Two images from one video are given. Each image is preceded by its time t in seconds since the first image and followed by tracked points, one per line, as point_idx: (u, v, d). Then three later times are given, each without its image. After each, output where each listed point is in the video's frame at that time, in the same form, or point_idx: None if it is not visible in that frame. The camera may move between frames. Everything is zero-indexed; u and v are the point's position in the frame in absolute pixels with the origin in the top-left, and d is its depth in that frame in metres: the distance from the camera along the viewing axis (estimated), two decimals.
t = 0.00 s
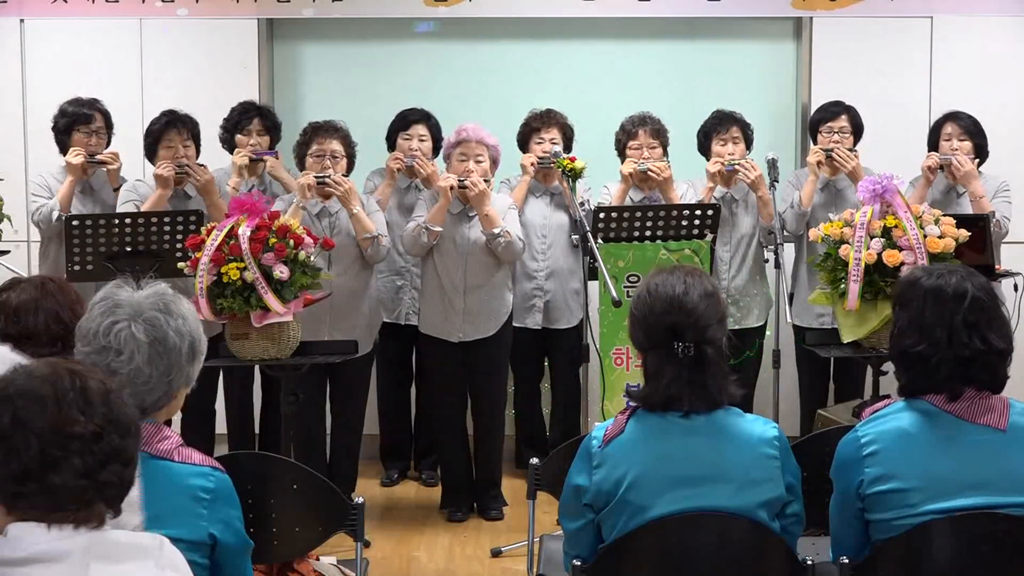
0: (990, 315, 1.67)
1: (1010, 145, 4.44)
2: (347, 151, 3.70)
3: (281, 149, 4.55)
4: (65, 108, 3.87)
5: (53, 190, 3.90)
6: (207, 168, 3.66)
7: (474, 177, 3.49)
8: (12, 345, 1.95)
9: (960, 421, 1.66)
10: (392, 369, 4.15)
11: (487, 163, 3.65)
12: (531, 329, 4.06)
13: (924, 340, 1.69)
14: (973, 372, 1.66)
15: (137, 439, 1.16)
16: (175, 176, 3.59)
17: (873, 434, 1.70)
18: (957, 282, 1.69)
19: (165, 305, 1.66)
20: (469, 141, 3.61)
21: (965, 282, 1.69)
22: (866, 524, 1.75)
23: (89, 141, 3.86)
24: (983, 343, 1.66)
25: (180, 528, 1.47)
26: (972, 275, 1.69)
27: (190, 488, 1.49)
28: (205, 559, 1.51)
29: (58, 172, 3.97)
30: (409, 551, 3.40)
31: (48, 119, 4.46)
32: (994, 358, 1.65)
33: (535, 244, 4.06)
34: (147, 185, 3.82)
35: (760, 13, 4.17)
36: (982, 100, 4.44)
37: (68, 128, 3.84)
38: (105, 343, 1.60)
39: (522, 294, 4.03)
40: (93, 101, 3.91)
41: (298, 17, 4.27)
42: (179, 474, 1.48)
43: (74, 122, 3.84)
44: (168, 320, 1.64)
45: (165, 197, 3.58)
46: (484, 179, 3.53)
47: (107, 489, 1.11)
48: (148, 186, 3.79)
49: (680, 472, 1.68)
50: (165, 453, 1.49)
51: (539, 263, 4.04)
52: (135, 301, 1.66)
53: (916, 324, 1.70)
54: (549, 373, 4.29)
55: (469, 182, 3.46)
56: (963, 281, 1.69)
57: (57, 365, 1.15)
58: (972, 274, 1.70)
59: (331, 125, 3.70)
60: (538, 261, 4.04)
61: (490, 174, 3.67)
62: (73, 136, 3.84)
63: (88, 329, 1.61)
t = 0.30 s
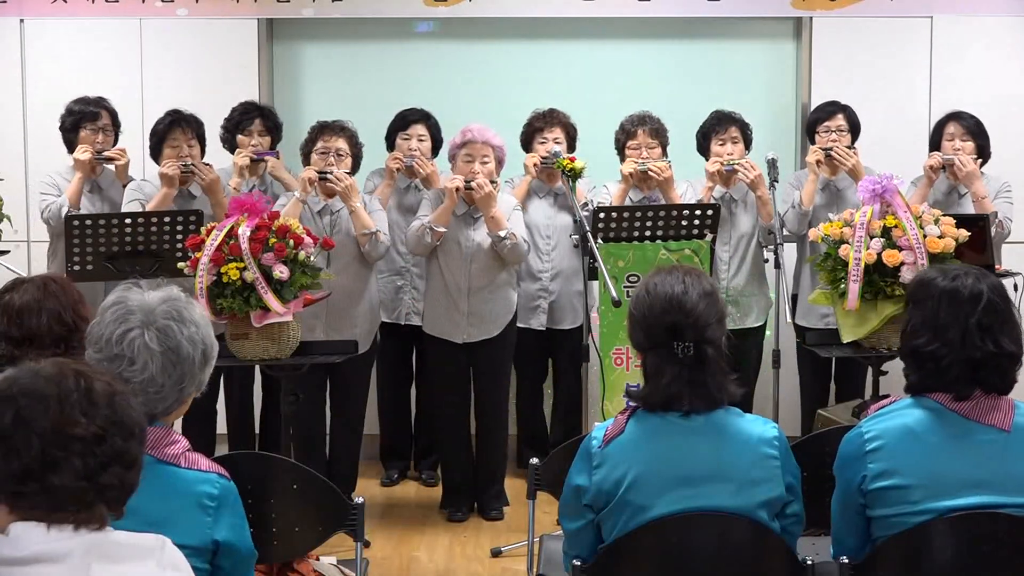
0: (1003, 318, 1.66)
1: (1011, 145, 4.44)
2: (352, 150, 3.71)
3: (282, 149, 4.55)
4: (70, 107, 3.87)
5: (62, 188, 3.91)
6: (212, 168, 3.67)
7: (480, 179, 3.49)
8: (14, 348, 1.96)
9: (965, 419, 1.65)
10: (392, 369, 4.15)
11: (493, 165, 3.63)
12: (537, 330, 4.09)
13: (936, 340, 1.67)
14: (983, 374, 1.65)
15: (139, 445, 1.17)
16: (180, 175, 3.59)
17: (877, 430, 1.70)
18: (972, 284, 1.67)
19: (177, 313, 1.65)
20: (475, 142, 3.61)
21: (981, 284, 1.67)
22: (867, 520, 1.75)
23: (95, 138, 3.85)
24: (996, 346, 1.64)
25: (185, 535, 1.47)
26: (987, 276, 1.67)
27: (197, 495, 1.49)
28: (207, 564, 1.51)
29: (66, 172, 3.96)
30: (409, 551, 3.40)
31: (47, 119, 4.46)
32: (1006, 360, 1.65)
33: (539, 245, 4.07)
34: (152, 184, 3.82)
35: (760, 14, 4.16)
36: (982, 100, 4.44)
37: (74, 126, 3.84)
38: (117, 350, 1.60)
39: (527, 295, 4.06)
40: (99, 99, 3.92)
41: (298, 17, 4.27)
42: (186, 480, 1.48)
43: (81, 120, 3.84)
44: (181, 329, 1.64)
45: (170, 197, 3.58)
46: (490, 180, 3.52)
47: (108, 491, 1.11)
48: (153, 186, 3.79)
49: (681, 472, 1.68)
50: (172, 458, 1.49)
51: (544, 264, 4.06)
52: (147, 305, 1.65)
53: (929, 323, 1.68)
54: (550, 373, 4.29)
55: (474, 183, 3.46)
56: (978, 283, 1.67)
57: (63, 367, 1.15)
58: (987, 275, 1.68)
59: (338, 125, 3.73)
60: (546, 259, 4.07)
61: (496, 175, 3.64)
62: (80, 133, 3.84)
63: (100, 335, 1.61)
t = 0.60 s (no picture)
0: (1015, 317, 1.66)
1: (1012, 145, 4.43)
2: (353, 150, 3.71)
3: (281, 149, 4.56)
4: (73, 106, 3.87)
5: (64, 187, 3.91)
6: (215, 168, 3.67)
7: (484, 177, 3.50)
8: (14, 352, 1.97)
9: (970, 419, 1.66)
10: (392, 369, 4.15)
11: (497, 163, 3.64)
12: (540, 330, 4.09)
13: (949, 338, 1.67)
14: (994, 373, 1.65)
15: (148, 454, 1.16)
16: (183, 175, 3.59)
17: (882, 427, 1.70)
18: (986, 283, 1.66)
19: (181, 313, 1.65)
20: (479, 141, 3.61)
21: (995, 282, 1.66)
22: (870, 517, 1.76)
23: (97, 137, 3.85)
24: (1008, 344, 1.64)
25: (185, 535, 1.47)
26: (1000, 274, 1.66)
27: (196, 496, 1.49)
28: (207, 565, 1.51)
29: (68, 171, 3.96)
30: (410, 551, 3.40)
31: (47, 119, 4.46)
32: (1018, 360, 1.64)
33: (542, 245, 4.07)
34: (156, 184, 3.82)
35: (760, 13, 4.16)
36: (983, 100, 4.44)
37: (76, 125, 3.84)
38: (121, 350, 1.60)
39: (530, 295, 4.05)
40: (102, 98, 3.91)
41: (298, 17, 4.26)
42: (187, 480, 1.48)
43: (84, 119, 3.83)
44: (185, 329, 1.64)
45: (173, 196, 3.58)
46: (493, 179, 3.54)
47: (109, 498, 1.11)
48: (157, 186, 3.79)
49: (682, 472, 1.68)
50: (174, 459, 1.49)
51: (546, 264, 4.06)
52: (151, 305, 1.65)
53: (942, 320, 1.68)
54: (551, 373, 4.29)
55: (479, 181, 3.47)
56: (991, 281, 1.66)
57: (78, 368, 1.16)
58: (999, 274, 1.68)
59: (341, 125, 3.74)
60: (548, 259, 4.07)
61: (500, 173, 3.65)
62: (82, 132, 3.84)
63: (104, 334, 1.62)
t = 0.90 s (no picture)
0: (1015, 316, 1.66)
1: (1013, 145, 4.43)
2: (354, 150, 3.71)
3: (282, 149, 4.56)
4: (73, 106, 3.87)
5: (62, 188, 3.92)
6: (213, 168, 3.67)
7: (487, 179, 3.49)
8: (16, 349, 1.95)
9: (970, 418, 1.66)
10: (392, 369, 4.15)
11: (500, 164, 3.64)
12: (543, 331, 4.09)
13: (948, 335, 1.67)
14: (993, 371, 1.65)
15: (156, 471, 1.15)
16: (181, 176, 3.59)
17: (881, 427, 1.70)
18: (985, 281, 1.66)
19: (165, 310, 1.65)
20: (482, 142, 3.61)
21: (994, 281, 1.67)
22: (870, 517, 1.76)
23: (97, 138, 3.85)
24: (1007, 341, 1.64)
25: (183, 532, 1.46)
26: (999, 273, 1.67)
27: (192, 491, 1.48)
28: (207, 560, 1.51)
29: (68, 172, 3.97)
30: (410, 551, 3.40)
31: (47, 120, 4.46)
32: (1016, 358, 1.64)
33: (545, 247, 4.07)
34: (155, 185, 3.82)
35: (761, 13, 4.15)
36: (983, 100, 4.43)
37: (76, 125, 3.84)
38: (106, 352, 1.60)
39: (535, 295, 4.05)
40: (102, 99, 3.91)
41: (298, 17, 4.26)
42: (181, 476, 1.48)
43: (83, 120, 3.84)
44: (170, 327, 1.64)
45: (172, 197, 3.58)
46: (496, 179, 3.54)
47: (112, 510, 1.11)
48: (156, 186, 3.78)
49: (682, 472, 1.68)
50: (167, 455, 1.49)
51: (550, 266, 4.06)
52: (133, 304, 1.65)
53: (942, 318, 1.68)
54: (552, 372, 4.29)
55: (482, 182, 3.47)
56: (991, 280, 1.67)
57: (97, 374, 1.15)
58: (999, 274, 1.68)
59: (341, 125, 3.74)
60: (549, 265, 4.06)
61: (503, 175, 3.65)
62: (81, 133, 3.84)
63: (89, 337, 1.61)
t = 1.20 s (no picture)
0: (1009, 318, 1.67)
1: (1013, 145, 4.43)
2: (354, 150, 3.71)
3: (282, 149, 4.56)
4: (68, 105, 3.89)
5: (60, 187, 3.93)
6: (210, 168, 3.67)
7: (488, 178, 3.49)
8: (16, 352, 1.95)
9: (968, 419, 1.66)
10: (392, 370, 4.15)
11: (501, 164, 3.64)
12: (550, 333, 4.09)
13: (942, 339, 1.68)
14: (988, 373, 1.66)
15: (151, 489, 1.14)
16: (178, 175, 3.59)
17: (880, 429, 1.70)
18: (979, 283, 1.68)
19: (153, 307, 1.65)
20: (483, 142, 3.61)
21: (988, 283, 1.68)
22: (869, 519, 1.76)
23: (92, 135, 3.82)
24: (1001, 344, 1.65)
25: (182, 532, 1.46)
26: (993, 275, 1.68)
27: (188, 490, 1.49)
28: (205, 560, 1.51)
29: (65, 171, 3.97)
30: (410, 551, 3.40)
31: (48, 119, 4.46)
32: (1012, 360, 1.65)
33: (549, 246, 4.09)
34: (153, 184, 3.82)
35: (760, 12, 4.14)
36: (983, 100, 4.43)
37: (72, 124, 3.85)
38: (97, 351, 1.60)
39: (541, 295, 4.07)
40: (96, 98, 3.92)
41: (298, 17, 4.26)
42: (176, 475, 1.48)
43: (78, 118, 3.84)
44: (159, 323, 1.64)
45: (169, 197, 3.58)
46: (497, 178, 3.53)
47: (95, 524, 1.11)
48: (153, 186, 3.79)
49: (682, 472, 1.68)
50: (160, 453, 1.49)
51: (555, 266, 4.08)
52: (121, 303, 1.65)
53: (936, 321, 1.70)
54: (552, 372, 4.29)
55: (484, 181, 3.46)
56: (984, 282, 1.68)
57: (107, 382, 1.15)
58: (993, 275, 1.70)
59: (340, 125, 3.73)
60: (555, 262, 4.09)
61: (504, 174, 3.65)
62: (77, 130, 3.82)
63: (78, 337, 1.62)
